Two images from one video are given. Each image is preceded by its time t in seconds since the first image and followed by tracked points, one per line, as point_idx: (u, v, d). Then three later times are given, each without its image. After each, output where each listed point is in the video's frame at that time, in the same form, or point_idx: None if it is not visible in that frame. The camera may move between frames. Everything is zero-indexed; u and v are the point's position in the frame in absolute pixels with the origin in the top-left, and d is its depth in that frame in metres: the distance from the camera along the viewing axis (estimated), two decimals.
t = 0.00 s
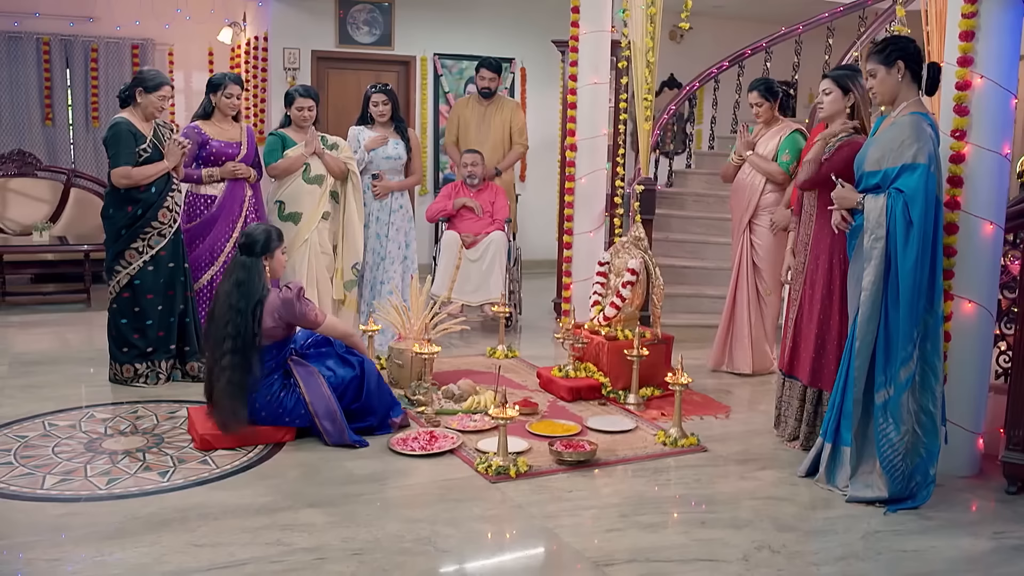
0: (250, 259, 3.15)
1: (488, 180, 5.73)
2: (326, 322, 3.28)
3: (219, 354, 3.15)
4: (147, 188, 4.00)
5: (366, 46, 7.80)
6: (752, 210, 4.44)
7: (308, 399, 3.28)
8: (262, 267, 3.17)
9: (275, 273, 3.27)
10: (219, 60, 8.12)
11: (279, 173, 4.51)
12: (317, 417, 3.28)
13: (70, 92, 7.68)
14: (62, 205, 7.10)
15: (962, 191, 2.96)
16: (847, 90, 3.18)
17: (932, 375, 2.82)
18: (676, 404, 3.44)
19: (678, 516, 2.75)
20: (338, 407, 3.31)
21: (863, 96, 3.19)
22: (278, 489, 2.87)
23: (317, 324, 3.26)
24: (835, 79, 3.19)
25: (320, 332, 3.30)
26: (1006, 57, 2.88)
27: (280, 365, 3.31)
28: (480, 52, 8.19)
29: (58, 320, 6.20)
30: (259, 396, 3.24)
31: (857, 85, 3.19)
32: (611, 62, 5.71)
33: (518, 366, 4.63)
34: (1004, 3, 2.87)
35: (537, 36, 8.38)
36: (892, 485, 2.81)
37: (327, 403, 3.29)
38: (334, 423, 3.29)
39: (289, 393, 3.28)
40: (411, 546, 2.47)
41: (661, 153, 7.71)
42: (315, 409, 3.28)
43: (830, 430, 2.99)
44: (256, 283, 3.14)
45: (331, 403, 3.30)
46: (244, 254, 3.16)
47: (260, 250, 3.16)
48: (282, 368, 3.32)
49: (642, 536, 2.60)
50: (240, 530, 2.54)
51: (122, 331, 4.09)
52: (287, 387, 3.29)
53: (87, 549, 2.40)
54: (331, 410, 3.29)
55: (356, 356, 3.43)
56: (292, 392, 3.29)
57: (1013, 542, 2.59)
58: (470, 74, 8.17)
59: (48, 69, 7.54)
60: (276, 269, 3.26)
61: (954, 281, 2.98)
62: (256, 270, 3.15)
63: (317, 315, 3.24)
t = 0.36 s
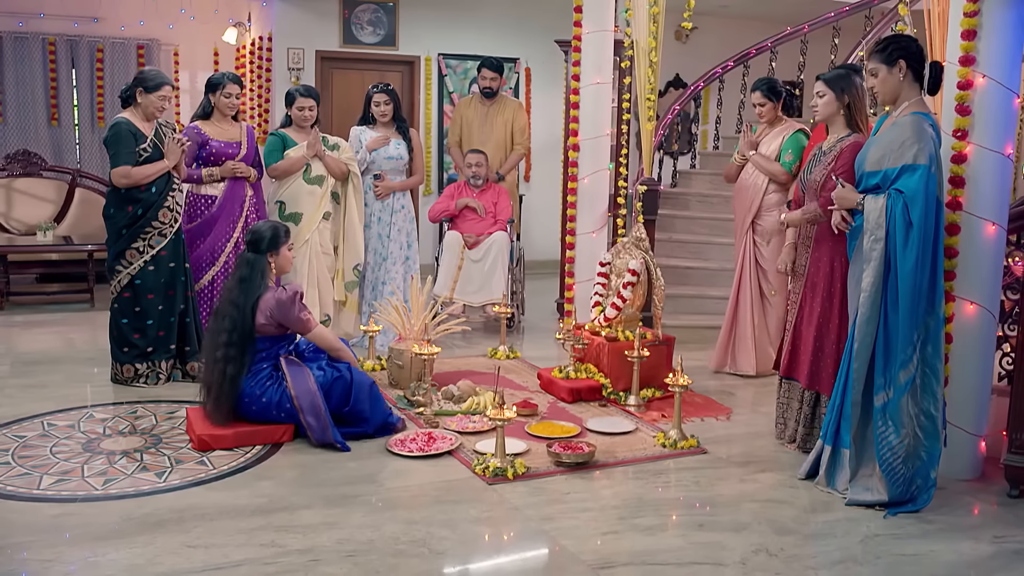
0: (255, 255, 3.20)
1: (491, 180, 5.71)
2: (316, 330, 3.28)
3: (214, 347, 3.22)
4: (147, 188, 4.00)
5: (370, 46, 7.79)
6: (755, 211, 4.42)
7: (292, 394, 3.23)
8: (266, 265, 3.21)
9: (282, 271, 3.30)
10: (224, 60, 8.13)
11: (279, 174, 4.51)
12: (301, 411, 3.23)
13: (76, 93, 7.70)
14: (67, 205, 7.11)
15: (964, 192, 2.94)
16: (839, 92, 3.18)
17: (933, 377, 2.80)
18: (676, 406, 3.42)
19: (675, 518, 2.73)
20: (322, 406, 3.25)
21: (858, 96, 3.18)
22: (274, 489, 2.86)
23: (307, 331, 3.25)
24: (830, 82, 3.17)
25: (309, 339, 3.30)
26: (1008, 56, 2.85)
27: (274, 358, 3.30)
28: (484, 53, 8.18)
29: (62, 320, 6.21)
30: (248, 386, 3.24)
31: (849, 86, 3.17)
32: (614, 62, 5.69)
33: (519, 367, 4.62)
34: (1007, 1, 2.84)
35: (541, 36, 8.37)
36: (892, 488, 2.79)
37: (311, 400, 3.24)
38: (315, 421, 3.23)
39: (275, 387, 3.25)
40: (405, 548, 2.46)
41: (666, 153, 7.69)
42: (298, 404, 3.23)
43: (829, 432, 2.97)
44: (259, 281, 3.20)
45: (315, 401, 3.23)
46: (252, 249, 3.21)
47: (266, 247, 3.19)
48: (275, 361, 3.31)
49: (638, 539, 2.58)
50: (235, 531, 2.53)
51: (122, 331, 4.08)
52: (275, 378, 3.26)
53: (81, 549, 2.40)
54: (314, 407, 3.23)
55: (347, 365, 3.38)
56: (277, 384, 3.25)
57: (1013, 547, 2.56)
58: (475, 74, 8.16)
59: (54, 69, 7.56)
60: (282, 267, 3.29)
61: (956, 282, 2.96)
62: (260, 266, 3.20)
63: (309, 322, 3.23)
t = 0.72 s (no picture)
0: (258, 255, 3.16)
1: (495, 180, 5.70)
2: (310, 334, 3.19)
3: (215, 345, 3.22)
4: (148, 187, 4.01)
5: (375, 46, 7.79)
6: (760, 212, 4.39)
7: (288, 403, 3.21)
8: (266, 266, 3.17)
9: (283, 271, 3.25)
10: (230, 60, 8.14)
11: (279, 176, 4.50)
12: (293, 422, 3.21)
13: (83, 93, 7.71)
14: (72, 205, 7.12)
15: (967, 193, 2.91)
16: (840, 92, 3.16)
17: (935, 379, 2.77)
18: (677, 407, 3.40)
19: (674, 521, 2.71)
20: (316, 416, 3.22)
21: (857, 96, 3.16)
22: (272, 490, 2.85)
23: (302, 336, 3.19)
24: (830, 82, 3.15)
25: (307, 344, 3.23)
26: (1013, 55, 2.82)
27: (274, 364, 3.27)
28: (490, 53, 8.17)
29: (67, 319, 6.22)
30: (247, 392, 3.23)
31: (849, 87, 3.15)
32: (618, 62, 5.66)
33: (520, 368, 4.61)
34: None
35: (547, 36, 8.36)
36: (893, 491, 2.77)
37: (306, 411, 3.21)
38: (306, 432, 3.20)
39: (273, 394, 3.24)
40: (401, 550, 2.45)
41: (670, 153, 7.66)
42: (292, 413, 3.21)
43: (830, 434, 2.95)
44: (261, 282, 3.16)
45: (308, 411, 3.21)
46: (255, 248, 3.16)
47: (268, 247, 3.15)
48: (275, 367, 3.27)
49: (636, 541, 2.56)
50: (231, 532, 2.53)
51: (124, 331, 4.09)
52: (273, 386, 3.24)
53: (76, 550, 2.40)
54: (306, 419, 3.21)
55: (349, 375, 3.32)
56: (275, 392, 3.24)
57: (1016, 550, 2.53)
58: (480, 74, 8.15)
59: (60, 69, 7.58)
60: (284, 267, 3.23)
61: (958, 284, 2.93)
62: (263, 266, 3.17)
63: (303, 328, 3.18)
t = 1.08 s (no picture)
0: (254, 255, 3.14)
1: (497, 180, 5.69)
2: (295, 344, 3.12)
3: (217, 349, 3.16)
4: (149, 187, 4.01)
5: (379, 46, 7.79)
6: (763, 212, 4.37)
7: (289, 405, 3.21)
8: (262, 266, 3.15)
9: (279, 271, 3.24)
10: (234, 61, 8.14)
11: (277, 179, 4.52)
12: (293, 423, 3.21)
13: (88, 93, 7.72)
14: (76, 205, 7.13)
15: (968, 193, 2.89)
16: (842, 92, 3.14)
17: (937, 381, 2.75)
18: (677, 408, 3.39)
19: (673, 523, 2.70)
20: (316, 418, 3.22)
21: (859, 97, 3.15)
22: (270, 491, 2.85)
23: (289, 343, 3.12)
24: (832, 81, 3.14)
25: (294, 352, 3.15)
26: (1015, 55, 2.80)
27: (276, 366, 3.25)
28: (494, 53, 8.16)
29: (71, 319, 6.23)
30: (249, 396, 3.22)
31: (852, 87, 3.14)
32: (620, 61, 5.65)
33: (521, 368, 4.60)
34: None
35: (550, 36, 8.35)
36: (894, 493, 2.75)
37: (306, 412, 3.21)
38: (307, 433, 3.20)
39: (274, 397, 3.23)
40: (398, 551, 2.44)
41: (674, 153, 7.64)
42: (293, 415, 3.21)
43: (831, 435, 2.93)
44: (259, 282, 3.13)
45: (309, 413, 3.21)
46: (251, 248, 3.14)
47: (263, 247, 3.14)
48: (278, 369, 3.26)
49: (634, 543, 2.55)
50: (227, 533, 2.52)
51: (125, 331, 4.09)
52: (276, 388, 3.24)
53: (73, 550, 2.39)
54: (306, 421, 3.20)
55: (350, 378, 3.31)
56: (276, 394, 3.24)
57: (1017, 553, 2.51)
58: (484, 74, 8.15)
59: (65, 69, 7.59)
60: (280, 267, 3.22)
61: (960, 285, 2.91)
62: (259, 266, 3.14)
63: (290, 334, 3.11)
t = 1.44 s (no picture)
0: (246, 254, 3.15)
1: (498, 180, 5.69)
2: (274, 349, 3.12)
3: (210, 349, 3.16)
4: (149, 187, 4.02)
5: (381, 46, 7.78)
6: (764, 211, 4.35)
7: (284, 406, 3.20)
8: (255, 265, 3.16)
9: (273, 271, 3.25)
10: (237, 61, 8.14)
11: (280, 177, 4.51)
12: (288, 424, 3.20)
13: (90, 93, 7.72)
14: (79, 205, 7.14)
15: (969, 193, 2.88)
16: (846, 94, 3.15)
17: (938, 382, 2.73)
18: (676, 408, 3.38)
19: (671, 524, 2.69)
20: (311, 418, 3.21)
21: (864, 97, 3.15)
22: (267, 491, 2.84)
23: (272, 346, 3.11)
24: (836, 80, 3.14)
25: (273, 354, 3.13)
26: (1016, 55, 2.78)
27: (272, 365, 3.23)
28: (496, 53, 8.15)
29: (73, 319, 6.24)
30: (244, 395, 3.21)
31: (857, 89, 3.14)
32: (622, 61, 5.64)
33: (521, 368, 4.59)
34: None
35: (553, 35, 8.34)
36: (894, 494, 2.74)
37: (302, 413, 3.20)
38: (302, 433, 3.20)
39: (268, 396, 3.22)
40: (394, 551, 2.44)
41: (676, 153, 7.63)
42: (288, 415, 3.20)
43: (830, 437, 2.92)
44: (250, 280, 3.14)
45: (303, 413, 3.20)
46: (244, 247, 3.16)
47: (256, 246, 3.16)
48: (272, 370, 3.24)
49: (631, 544, 2.54)
50: (224, 533, 2.52)
51: (124, 330, 4.10)
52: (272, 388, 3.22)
53: (69, 550, 2.39)
54: (301, 420, 3.20)
55: (347, 379, 3.30)
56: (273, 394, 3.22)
57: (1017, 555, 2.50)
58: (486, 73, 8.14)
59: (68, 69, 7.59)
60: (274, 267, 3.24)
61: (961, 286, 2.89)
62: (251, 264, 3.15)
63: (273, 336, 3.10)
